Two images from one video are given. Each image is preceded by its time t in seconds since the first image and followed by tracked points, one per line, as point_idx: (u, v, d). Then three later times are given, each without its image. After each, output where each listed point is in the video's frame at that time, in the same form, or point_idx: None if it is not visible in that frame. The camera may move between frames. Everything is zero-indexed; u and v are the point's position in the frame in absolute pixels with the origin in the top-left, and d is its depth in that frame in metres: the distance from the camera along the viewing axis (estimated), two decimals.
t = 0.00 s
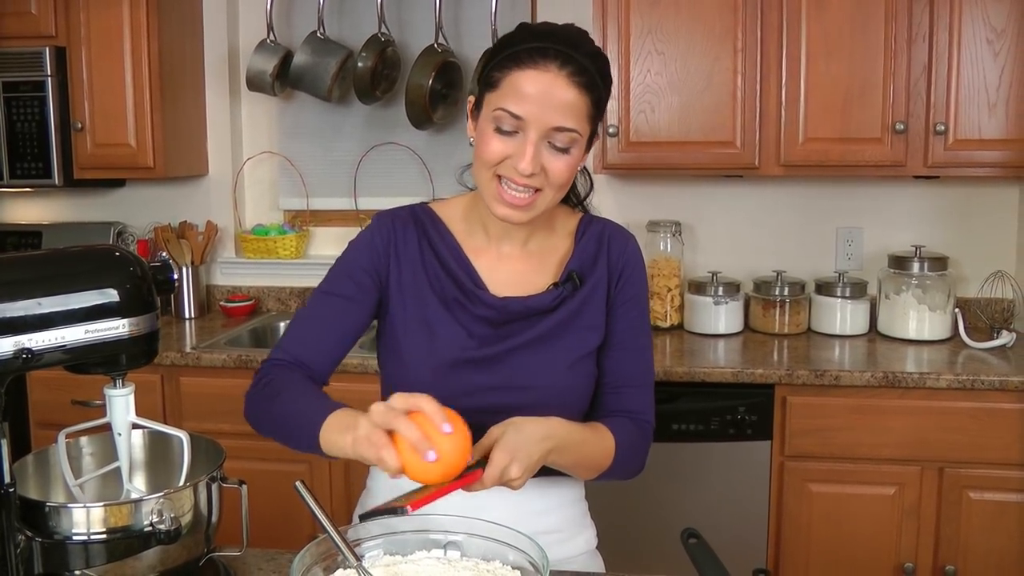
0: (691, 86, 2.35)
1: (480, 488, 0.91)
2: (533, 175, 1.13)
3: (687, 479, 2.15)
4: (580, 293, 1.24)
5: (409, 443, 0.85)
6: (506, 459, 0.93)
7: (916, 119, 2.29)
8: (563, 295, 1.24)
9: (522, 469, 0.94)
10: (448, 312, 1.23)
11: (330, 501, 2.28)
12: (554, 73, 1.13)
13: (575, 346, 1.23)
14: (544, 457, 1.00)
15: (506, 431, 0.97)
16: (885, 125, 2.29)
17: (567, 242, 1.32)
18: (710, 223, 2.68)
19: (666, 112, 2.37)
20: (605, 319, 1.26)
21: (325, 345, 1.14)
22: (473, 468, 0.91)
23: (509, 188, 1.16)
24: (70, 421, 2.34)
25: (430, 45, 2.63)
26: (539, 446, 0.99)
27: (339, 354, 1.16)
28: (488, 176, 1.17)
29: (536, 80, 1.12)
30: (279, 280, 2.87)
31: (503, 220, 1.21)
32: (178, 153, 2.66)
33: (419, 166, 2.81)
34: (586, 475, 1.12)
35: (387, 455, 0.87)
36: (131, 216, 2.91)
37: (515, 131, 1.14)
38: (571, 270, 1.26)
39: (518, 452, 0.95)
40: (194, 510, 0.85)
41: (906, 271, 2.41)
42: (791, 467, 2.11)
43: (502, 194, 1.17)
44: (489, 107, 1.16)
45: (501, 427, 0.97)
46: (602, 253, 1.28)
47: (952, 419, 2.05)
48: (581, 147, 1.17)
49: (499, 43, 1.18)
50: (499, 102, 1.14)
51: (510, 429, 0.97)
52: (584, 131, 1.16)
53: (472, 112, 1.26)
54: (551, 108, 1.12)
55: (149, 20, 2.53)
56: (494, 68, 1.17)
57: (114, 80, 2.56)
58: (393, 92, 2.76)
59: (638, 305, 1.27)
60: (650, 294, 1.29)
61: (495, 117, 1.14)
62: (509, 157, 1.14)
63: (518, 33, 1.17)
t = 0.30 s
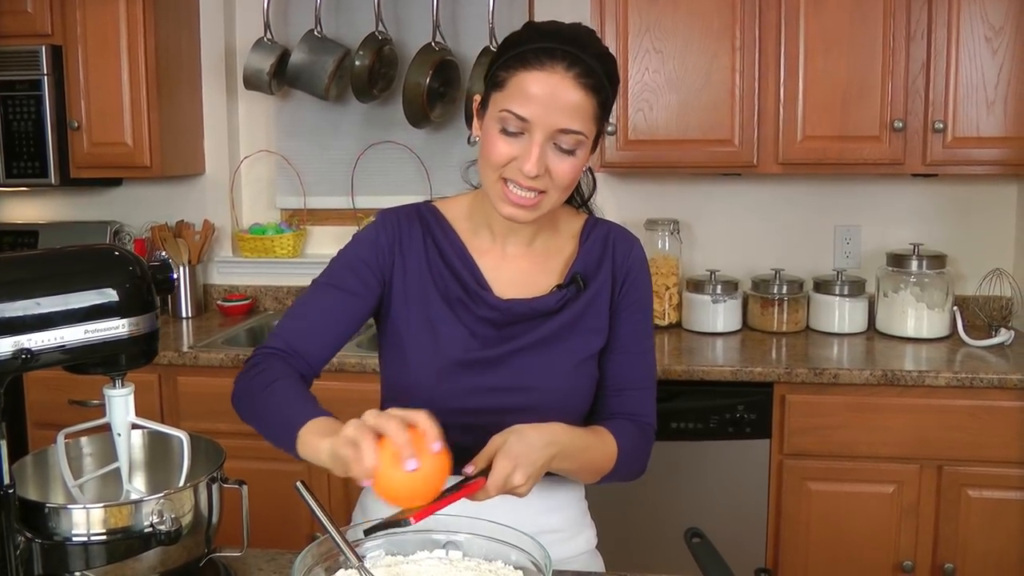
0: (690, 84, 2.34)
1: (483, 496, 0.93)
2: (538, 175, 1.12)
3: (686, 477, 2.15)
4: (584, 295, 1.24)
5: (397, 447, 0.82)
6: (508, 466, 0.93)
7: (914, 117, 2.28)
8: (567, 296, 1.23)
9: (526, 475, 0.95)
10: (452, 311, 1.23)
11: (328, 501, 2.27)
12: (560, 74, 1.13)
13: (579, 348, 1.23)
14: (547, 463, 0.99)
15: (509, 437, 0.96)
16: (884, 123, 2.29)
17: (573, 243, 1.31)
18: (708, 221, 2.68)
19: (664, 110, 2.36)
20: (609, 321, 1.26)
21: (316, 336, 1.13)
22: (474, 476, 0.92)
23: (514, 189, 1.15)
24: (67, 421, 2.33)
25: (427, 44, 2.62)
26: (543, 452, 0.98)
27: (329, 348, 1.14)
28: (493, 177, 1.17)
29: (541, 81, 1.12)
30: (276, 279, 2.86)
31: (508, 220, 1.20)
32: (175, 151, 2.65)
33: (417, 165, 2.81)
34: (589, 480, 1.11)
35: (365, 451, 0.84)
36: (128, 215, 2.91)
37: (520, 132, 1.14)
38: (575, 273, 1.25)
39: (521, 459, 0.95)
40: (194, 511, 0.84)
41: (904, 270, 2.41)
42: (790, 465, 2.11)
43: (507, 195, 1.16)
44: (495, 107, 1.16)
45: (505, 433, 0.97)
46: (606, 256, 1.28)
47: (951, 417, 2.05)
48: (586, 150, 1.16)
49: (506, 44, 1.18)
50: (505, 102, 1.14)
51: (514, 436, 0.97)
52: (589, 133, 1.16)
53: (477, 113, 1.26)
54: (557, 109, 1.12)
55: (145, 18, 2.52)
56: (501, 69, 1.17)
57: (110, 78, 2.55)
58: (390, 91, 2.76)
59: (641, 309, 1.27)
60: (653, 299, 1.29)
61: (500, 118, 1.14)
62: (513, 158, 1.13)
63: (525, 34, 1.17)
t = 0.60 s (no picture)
0: (688, 83, 2.34)
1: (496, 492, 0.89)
2: (534, 167, 1.12)
3: (685, 476, 2.15)
4: (583, 290, 1.24)
5: (311, 429, 0.86)
6: (522, 462, 0.90)
7: (912, 116, 2.28)
8: (566, 292, 1.23)
9: (537, 473, 0.92)
10: (450, 310, 1.22)
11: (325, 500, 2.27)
12: (554, 65, 1.12)
13: (578, 343, 1.23)
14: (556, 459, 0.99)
15: (519, 435, 0.94)
16: (882, 121, 2.29)
17: (572, 239, 1.31)
18: (706, 220, 2.67)
19: (662, 109, 2.36)
20: (608, 317, 1.26)
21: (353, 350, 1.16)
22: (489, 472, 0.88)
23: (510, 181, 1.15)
24: (64, 420, 2.32)
25: (425, 42, 2.62)
26: (550, 448, 0.97)
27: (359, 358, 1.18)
28: (488, 169, 1.16)
29: (535, 72, 1.11)
30: (273, 277, 2.85)
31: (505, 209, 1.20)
32: (172, 149, 2.65)
33: (414, 163, 2.80)
34: (590, 474, 1.11)
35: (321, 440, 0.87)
36: (124, 213, 2.90)
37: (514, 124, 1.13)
38: (574, 268, 1.25)
39: (532, 456, 0.92)
40: (195, 510, 0.84)
41: (903, 268, 2.41)
42: (789, 464, 2.11)
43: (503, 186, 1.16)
44: (490, 99, 1.15)
45: (514, 431, 0.94)
46: (606, 251, 1.28)
47: (950, 415, 2.05)
48: (581, 141, 1.15)
49: (501, 36, 1.17)
50: (500, 93, 1.13)
51: (523, 433, 0.94)
52: (584, 125, 1.15)
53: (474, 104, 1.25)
54: (553, 101, 1.11)
55: (142, 15, 2.51)
56: (496, 61, 1.16)
57: (106, 75, 2.54)
58: (388, 88, 2.75)
59: (641, 305, 1.27)
60: (654, 294, 1.28)
61: (495, 109, 1.13)
62: (507, 150, 1.12)
63: (519, 27, 1.16)
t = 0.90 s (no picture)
0: (685, 82, 2.34)
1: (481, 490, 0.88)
2: (522, 158, 1.11)
3: (683, 475, 2.15)
4: (578, 286, 1.24)
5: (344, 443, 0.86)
6: (509, 459, 0.89)
7: (910, 114, 2.28)
8: (561, 288, 1.22)
9: (524, 471, 0.91)
10: (446, 309, 1.22)
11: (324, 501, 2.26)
12: (536, 55, 1.13)
13: (575, 339, 1.22)
14: (544, 457, 0.98)
15: (507, 432, 0.93)
16: (880, 120, 2.29)
17: (567, 236, 1.31)
18: (703, 218, 2.67)
19: (660, 108, 2.36)
20: (604, 312, 1.25)
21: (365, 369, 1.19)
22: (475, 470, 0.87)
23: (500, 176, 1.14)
24: (62, 421, 2.31)
25: (422, 41, 2.61)
26: (539, 446, 0.96)
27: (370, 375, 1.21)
28: (477, 166, 1.15)
29: (518, 62, 1.12)
30: (271, 277, 2.85)
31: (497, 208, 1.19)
32: (169, 149, 2.64)
33: (411, 163, 2.80)
34: (585, 473, 1.11)
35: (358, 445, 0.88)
36: (121, 214, 2.89)
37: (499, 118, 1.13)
38: (568, 264, 1.25)
39: (519, 453, 0.91)
40: (195, 512, 0.83)
41: (901, 266, 2.41)
42: (787, 462, 2.11)
43: (494, 183, 1.15)
44: (475, 95, 1.15)
45: (502, 428, 0.93)
46: (601, 246, 1.27)
47: (948, 413, 2.05)
48: (569, 131, 1.15)
49: (483, 32, 1.18)
50: (485, 88, 1.13)
51: (511, 430, 0.93)
52: (570, 114, 1.15)
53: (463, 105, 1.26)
54: (536, 90, 1.12)
55: (139, 16, 2.50)
56: (479, 56, 1.17)
57: (103, 75, 2.53)
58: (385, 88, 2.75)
59: (639, 301, 1.26)
60: (652, 289, 1.28)
61: (480, 103, 1.13)
62: (495, 144, 1.12)
63: (501, 21, 1.17)
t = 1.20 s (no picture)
0: (683, 80, 2.34)
1: (483, 504, 0.87)
2: (518, 131, 1.11)
3: (682, 474, 2.15)
4: (573, 285, 1.23)
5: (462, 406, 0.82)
6: (509, 470, 0.88)
7: (908, 113, 2.29)
8: (555, 288, 1.22)
9: (525, 481, 0.90)
10: (439, 311, 1.22)
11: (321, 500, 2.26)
12: (524, 32, 1.15)
13: (571, 339, 1.22)
14: (545, 465, 0.97)
15: (508, 442, 0.91)
16: (878, 119, 2.29)
17: (561, 236, 1.29)
18: (701, 217, 2.67)
19: (658, 107, 2.36)
20: (601, 311, 1.25)
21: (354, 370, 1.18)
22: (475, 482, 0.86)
23: (496, 155, 1.13)
24: (59, 420, 2.31)
25: (420, 40, 2.61)
26: (540, 455, 0.95)
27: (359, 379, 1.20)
28: (473, 150, 1.14)
29: (506, 41, 1.14)
30: (268, 276, 2.84)
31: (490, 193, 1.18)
32: (166, 148, 2.63)
33: (409, 162, 2.79)
34: (585, 475, 1.10)
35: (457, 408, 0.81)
36: (117, 213, 2.88)
37: (492, 98, 1.14)
38: (563, 263, 1.24)
39: (521, 464, 0.90)
40: (195, 511, 0.83)
41: (898, 266, 2.42)
42: (785, 461, 2.11)
43: (490, 163, 1.14)
44: (465, 80, 1.17)
45: (503, 437, 0.92)
46: (596, 244, 1.26)
47: (947, 412, 2.05)
48: (563, 108, 1.16)
49: (469, 24, 1.20)
50: (475, 70, 1.15)
51: (513, 440, 0.92)
52: (562, 92, 1.16)
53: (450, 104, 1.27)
54: (525, 65, 1.14)
55: (136, 14, 2.49)
56: (467, 45, 1.19)
57: (100, 74, 2.53)
58: (383, 86, 2.74)
59: (637, 299, 1.26)
60: (649, 287, 1.27)
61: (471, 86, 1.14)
62: (489, 121, 1.12)
63: (485, 11, 1.20)
